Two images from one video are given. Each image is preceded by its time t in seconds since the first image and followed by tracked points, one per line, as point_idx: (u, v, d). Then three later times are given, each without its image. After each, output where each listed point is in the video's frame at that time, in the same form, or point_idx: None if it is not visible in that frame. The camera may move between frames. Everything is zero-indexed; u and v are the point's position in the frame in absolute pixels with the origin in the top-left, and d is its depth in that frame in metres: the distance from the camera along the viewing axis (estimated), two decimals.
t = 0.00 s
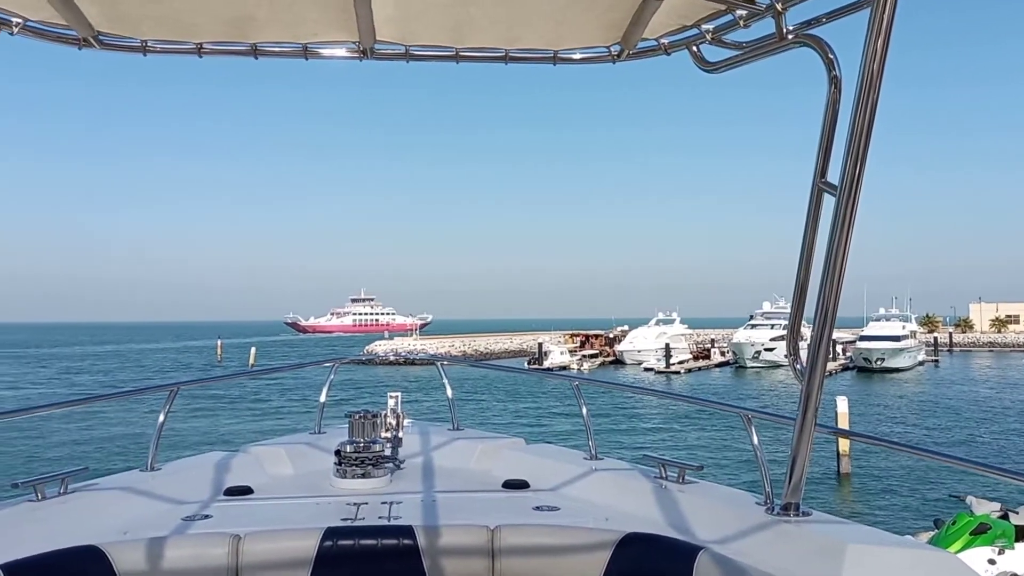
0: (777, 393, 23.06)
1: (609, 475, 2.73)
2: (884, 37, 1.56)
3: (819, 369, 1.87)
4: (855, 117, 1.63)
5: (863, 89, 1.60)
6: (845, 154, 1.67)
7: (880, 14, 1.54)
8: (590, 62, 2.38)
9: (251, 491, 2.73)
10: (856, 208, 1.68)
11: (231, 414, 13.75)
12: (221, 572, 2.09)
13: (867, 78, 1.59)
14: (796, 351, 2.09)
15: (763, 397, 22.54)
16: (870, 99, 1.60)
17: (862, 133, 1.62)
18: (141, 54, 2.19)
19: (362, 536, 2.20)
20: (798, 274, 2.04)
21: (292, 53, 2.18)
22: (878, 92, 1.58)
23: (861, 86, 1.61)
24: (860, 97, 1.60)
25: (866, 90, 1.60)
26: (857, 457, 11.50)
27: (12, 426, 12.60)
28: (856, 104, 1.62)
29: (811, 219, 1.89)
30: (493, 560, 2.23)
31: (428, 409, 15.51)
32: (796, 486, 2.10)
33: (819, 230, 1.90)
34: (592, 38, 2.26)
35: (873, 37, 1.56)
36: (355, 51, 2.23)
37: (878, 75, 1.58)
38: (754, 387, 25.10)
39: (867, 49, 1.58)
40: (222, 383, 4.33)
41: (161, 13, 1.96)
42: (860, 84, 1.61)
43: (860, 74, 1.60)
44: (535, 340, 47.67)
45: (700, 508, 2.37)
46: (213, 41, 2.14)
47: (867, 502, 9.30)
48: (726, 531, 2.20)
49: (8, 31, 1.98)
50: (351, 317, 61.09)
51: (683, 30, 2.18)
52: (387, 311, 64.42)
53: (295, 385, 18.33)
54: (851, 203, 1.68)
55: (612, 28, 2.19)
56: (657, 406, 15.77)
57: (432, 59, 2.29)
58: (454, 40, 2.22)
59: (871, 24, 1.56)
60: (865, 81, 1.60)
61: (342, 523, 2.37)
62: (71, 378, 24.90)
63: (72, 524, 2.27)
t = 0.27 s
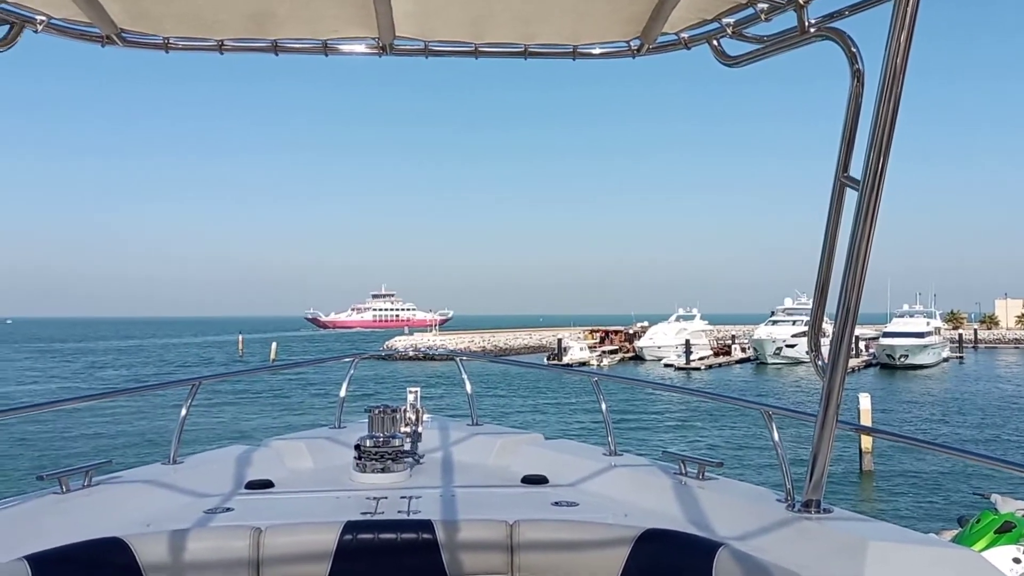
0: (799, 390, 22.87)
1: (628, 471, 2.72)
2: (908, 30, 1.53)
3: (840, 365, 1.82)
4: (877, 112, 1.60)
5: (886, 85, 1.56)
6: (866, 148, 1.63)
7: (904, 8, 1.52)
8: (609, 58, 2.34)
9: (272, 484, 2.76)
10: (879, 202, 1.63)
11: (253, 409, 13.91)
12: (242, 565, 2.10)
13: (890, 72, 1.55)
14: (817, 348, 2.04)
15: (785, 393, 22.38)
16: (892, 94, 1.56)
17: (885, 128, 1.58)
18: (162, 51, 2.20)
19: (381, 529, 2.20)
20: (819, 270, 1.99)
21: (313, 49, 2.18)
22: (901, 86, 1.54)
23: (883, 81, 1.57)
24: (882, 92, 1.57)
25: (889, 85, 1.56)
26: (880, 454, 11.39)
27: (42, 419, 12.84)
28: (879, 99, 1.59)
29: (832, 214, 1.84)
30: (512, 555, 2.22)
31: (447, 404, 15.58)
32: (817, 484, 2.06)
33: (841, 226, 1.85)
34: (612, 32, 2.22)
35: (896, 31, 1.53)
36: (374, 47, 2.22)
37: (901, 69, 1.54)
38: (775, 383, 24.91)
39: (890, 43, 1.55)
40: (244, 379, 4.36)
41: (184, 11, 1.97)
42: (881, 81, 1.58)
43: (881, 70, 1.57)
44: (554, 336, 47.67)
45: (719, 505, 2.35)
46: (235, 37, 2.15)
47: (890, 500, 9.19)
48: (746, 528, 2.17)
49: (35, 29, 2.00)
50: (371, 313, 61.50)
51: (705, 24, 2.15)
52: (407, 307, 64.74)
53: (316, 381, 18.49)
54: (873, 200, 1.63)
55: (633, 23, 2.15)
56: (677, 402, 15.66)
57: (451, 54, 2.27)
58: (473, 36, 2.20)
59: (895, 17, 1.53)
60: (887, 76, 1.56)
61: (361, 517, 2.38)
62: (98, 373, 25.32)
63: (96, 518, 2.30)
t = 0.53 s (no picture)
0: (820, 386, 22.69)
1: (649, 465, 2.70)
2: (937, 21, 1.43)
3: (864, 360, 1.76)
4: (903, 104, 1.51)
5: (912, 77, 1.48)
6: (891, 141, 1.54)
7: None
8: (632, 50, 2.30)
9: (294, 476, 2.78)
10: (905, 198, 1.55)
11: (275, 400, 14.07)
12: (264, 555, 2.11)
13: (917, 63, 1.47)
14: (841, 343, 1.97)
15: (805, 389, 22.21)
16: (919, 86, 1.48)
17: (911, 120, 1.49)
18: (187, 44, 2.22)
19: (402, 521, 2.20)
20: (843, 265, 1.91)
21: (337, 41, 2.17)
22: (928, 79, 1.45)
23: (909, 74, 1.49)
24: (909, 84, 1.48)
25: (916, 78, 1.47)
26: (903, 451, 11.27)
27: (69, 409, 13.10)
28: (904, 92, 1.50)
29: (856, 209, 1.75)
30: (532, 548, 2.21)
31: (466, 398, 15.63)
32: (841, 478, 2.02)
33: (866, 222, 1.75)
34: (634, 24, 2.18)
35: (925, 20, 1.44)
36: (397, 39, 2.21)
37: (929, 62, 1.46)
38: (796, 379, 24.72)
39: (917, 33, 1.46)
40: (269, 370, 4.40)
41: (208, 5, 1.99)
42: (909, 72, 1.49)
43: (908, 60, 1.48)
44: (572, 331, 47.64)
45: (741, 499, 2.33)
46: (257, 30, 2.16)
47: (913, 496, 9.09)
48: (768, 522, 2.14)
49: (61, 22, 2.02)
50: (390, 307, 61.86)
51: (728, 15, 2.08)
52: (426, 302, 65.01)
53: (337, 374, 18.65)
54: (899, 194, 1.55)
55: (655, 15, 2.10)
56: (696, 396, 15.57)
57: (473, 47, 2.26)
58: (495, 28, 2.19)
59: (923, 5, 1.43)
60: (914, 68, 1.47)
61: (382, 508, 2.38)
62: (124, 364, 25.75)
63: (122, 506, 2.33)
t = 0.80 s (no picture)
0: (831, 385, 22.55)
1: (661, 462, 2.70)
2: (954, 18, 1.41)
3: (878, 359, 1.74)
4: (919, 102, 1.50)
5: (929, 75, 1.46)
6: (909, 138, 1.53)
7: None
8: (646, 47, 2.29)
9: (307, 472, 2.79)
10: (921, 195, 1.54)
11: (287, 398, 14.13)
12: (277, 550, 2.11)
13: (934, 60, 1.45)
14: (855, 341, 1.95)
15: (817, 388, 22.08)
16: (936, 84, 1.46)
17: (928, 117, 1.48)
18: (202, 43, 2.23)
19: (414, 518, 2.20)
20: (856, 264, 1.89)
21: (351, 40, 2.18)
22: (946, 77, 1.44)
23: (926, 71, 1.47)
24: (926, 82, 1.47)
25: (932, 76, 1.46)
26: (916, 451, 11.19)
27: (84, 406, 13.21)
28: (921, 90, 1.49)
29: (871, 207, 1.73)
30: (545, 545, 2.21)
31: (477, 395, 15.64)
32: (854, 476, 2.01)
33: (882, 220, 1.74)
34: (648, 21, 2.16)
35: (942, 17, 1.42)
36: (411, 37, 2.21)
37: (945, 60, 1.44)
38: (808, 379, 24.57)
39: (933, 30, 1.45)
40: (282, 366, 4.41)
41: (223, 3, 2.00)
42: (925, 70, 1.47)
43: (925, 58, 1.47)
44: (583, 330, 47.55)
45: (754, 497, 2.32)
46: (271, 28, 2.16)
47: (926, 496, 9.02)
48: (781, 521, 2.13)
49: (78, 20, 2.04)
50: (401, 306, 61.97)
51: (743, 11, 2.06)
52: (436, 300, 65.07)
53: (348, 372, 18.71)
54: (915, 192, 1.53)
55: (669, 12, 2.09)
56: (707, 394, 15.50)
57: (487, 45, 2.25)
58: (509, 26, 2.18)
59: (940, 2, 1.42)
60: (931, 65, 1.46)
61: (395, 504, 2.39)
62: (138, 361, 25.95)
63: (137, 502, 2.34)
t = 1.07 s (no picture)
0: (834, 383, 22.51)
1: (664, 460, 2.69)
2: (956, 14, 1.41)
3: (881, 356, 1.74)
4: (921, 98, 1.49)
5: (931, 70, 1.46)
6: (911, 133, 1.53)
7: None
8: (648, 44, 2.29)
9: (310, 470, 2.80)
10: (923, 192, 1.53)
11: (290, 397, 14.14)
12: (280, 547, 2.12)
13: (936, 56, 1.45)
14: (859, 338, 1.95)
15: (820, 386, 22.05)
16: (938, 81, 1.46)
17: (930, 113, 1.48)
18: (205, 41, 2.23)
19: (417, 515, 2.20)
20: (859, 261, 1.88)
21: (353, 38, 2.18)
22: (947, 73, 1.44)
23: (928, 66, 1.47)
24: (928, 78, 1.47)
25: (934, 72, 1.46)
26: (919, 449, 11.17)
27: (88, 405, 13.24)
28: (923, 86, 1.48)
29: (873, 203, 1.73)
30: (547, 542, 2.21)
31: (479, 394, 15.64)
32: (857, 473, 2.00)
33: (884, 217, 1.74)
34: (650, 18, 2.16)
35: (944, 12, 1.41)
36: (413, 35, 2.21)
37: (947, 56, 1.44)
38: (811, 377, 24.54)
39: (936, 26, 1.44)
40: (285, 364, 4.42)
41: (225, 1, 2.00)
42: (927, 66, 1.47)
43: (927, 54, 1.46)
44: (585, 329, 47.51)
45: (757, 494, 2.31)
46: (274, 27, 2.17)
47: (930, 493, 9.00)
48: (783, 518, 2.13)
49: (81, 19, 2.04)
50: (404, 305, 61.99)
51: (745, 8, 2.06)
52: (439, 300, 65.08)
53: (351, 370, 18.71)
54: (918, 188, 1.52)
55: (671, 10, 2.10)
56: (711, 392, 15.48)
57: (489, 42, 2.25)
58: (511, 24, 2.18)
59: None
60: (933, 61, 1.46)
61: (398, 502, 2.39)
62: (142, 361, 26.00)
63: (140, 501, 2.35)
